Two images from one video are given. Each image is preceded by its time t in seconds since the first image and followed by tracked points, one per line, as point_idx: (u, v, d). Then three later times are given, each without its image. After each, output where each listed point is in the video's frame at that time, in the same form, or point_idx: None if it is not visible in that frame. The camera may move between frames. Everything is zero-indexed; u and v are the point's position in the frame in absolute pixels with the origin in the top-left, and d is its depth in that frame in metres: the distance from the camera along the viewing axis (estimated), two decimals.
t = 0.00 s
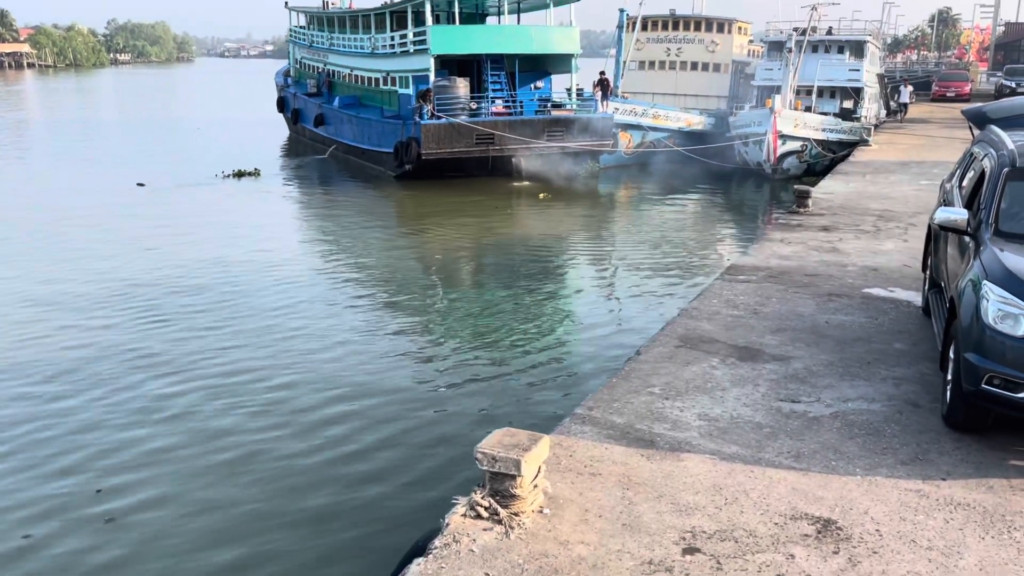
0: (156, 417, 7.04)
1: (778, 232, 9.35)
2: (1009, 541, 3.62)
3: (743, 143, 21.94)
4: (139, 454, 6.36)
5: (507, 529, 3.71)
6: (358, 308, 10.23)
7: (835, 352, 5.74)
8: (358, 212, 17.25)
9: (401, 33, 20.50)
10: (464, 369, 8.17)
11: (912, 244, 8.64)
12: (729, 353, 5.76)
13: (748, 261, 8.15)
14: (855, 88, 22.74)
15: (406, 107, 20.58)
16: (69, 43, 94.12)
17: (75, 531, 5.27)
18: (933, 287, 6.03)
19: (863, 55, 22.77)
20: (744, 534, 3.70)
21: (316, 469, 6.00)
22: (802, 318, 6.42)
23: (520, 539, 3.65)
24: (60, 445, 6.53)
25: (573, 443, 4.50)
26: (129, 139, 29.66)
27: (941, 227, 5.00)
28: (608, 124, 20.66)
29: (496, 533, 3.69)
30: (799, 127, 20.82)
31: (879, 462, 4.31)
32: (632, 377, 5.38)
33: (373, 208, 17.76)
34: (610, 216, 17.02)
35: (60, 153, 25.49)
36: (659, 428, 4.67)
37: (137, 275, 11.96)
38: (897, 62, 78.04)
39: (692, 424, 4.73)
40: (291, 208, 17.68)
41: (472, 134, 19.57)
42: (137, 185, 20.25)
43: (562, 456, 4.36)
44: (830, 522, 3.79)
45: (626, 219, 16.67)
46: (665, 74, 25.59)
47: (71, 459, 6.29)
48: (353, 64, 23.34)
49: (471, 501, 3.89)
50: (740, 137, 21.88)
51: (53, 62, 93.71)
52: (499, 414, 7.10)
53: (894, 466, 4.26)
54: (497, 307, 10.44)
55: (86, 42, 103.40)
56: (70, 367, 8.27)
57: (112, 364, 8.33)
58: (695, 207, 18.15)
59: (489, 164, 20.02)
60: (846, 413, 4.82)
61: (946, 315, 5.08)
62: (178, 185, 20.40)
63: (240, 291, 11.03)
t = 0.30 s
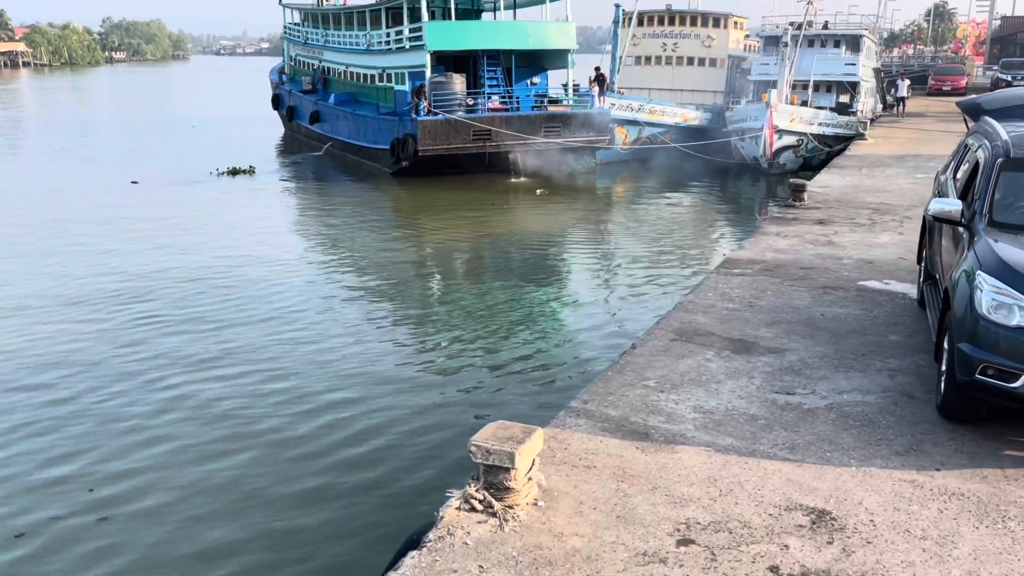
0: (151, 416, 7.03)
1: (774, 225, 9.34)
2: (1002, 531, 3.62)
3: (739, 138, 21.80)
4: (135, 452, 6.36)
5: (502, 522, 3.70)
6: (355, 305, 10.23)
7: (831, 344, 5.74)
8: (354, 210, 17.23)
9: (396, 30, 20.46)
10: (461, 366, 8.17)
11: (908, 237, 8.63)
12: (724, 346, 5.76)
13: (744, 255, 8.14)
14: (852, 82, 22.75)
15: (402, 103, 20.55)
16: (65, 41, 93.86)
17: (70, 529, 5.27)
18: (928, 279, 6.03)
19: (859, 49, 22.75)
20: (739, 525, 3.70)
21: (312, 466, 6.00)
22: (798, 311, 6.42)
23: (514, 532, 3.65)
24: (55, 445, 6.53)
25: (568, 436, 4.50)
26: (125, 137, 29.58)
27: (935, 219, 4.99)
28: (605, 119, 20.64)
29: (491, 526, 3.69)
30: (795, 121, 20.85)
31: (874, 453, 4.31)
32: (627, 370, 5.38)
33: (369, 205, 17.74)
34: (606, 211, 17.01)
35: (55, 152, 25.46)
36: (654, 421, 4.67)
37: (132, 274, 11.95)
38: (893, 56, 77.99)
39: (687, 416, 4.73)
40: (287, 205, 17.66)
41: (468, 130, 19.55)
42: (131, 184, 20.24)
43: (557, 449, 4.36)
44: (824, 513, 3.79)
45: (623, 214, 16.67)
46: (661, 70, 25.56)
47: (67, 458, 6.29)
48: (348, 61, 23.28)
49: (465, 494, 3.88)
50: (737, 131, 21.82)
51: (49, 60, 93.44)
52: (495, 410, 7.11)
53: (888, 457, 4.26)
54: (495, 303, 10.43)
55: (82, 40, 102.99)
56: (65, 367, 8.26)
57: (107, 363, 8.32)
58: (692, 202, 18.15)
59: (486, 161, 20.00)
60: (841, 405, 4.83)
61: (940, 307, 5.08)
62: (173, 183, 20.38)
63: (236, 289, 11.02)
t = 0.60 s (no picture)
0: (149, 416, 7.03)
1: (772, 221, 9.34)
2: (1001, 524, 3.63)
3: (737, 135, 21.91)
4: (134, 453, 6.35)
5: (501, 517, 3.70)
6: (353, 304, 10.23)
7: (829, 339, 5.74)
8: (352, 208, 17.20)
9: (394, 28, 20.44)
10: (461, 364, 8.16)
11: (906, 231, 8.64)
12: (722, 341, 5.76)
13: (742, 250, 8.15)
14: (849, 78, 22.77)
15: (399, 101, 20.54)
16: (62, 40, 93.74)
17: (70, 530, 5.26)
18: (926, 274, 6.02)
19: (856, 45, 22.78)
20: (738, 520, 3.70)
21: (312, 465, 6.00)
22: (796, 306, 6.42)
23: (513, 527, 3.65)
24: (52, 446, 6.52)
25: (567, 432, 4.50)
26: (121, 137, 29.53)
27: (933, 213, 4.99)
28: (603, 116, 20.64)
29: (490, 521, 3.69)
30: (793, 117, 20.87)
31: (873, 447, 4.31)
32: (626, 366, 5.38)
33: (367, 203, 17.71)
34: (605, 208, 17.01)
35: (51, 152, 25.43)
36: (653, 416, 4.67)
37: (128, 273, 11.93)
38: (890, 52, 78.13)
39: (686, 412, 4.73)
40: (284, 204, 17.63)
41: (467, 127, 19.49)
42: (127, 183, 20.20)
43: (556, 445, 4.35)
44: (823, 506, 3.79)
45: (621, 211, 16.67)
46: (658, 66, 25.55)
47: (66, 459, 6.28)
48: (345, 59, 23.26)
49: (464, 489, 3.88)
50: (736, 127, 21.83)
51: (47, 60, 93.39)
52: (495, 408, 7.11)
53: (888, 450, 4.27)
54: (494, 301, 10.43)
55: (79, 39, 102.96)
56: (63, 367, 8.25)
57: (105, 363, 8.32)
58: (691, 199, 18.15)
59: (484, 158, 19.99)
60: (840, 400, 4.83)
61: (939, 301, 5.08)
62: (169, 183, 20.35)
63: (233, 288, 11.01)
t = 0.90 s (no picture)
0: (150, 417, 7.04)
1: (773, 219, 9.35)
2: (1003, 520, 3.64)
3: (737, 132, 21.96)
4: (136, 453, 6.37)
5: (504, 516, 3.71)
6: (354, 304, 10.23)
7: (831, 336, 5.75)
8: (351, 207, 17.19)
9: (393, 26, 20.43)
10: (461, 363, 8.17)
11: (906, 229, 8.65)
12: (724, 339, 5.77)
13: (743, 248, 8.15)
14: (849, 75, 22.77)
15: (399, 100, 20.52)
16: (60, 40, 93.57)
17: (73, 531, 5.28)
18: (927, 271, 6.02)
19: (855, 42, 22.79)
20: (740, 517, 3.71)
21: (315, 466, 6.02)
22: (797, 304, 6.43)
23: (516, 526, 3.66)
24: (54, 447, 6.54)
25: (569, 431, 4.50)
26: (119, 137, 29.48)
27: (934, 210, 4.99)
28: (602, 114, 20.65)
29: (493, 520, 3.70)
30: (792, 115, 20.89)
31: (875, 444, 4.32)
32: (627, 364, 5.39)
33: (365, 203, 17.70)
34: (605, 206, 17.02)
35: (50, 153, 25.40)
36: (655, 414, 4.68)
37: (128, 274, 11.91)
38: (889, 49, 78.10)
39: (688, 410, 4.74)
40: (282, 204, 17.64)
41: (467, 126, 19.50)
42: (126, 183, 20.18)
43: (558, 443, 4.36)
44: (825, 504, 3.80)
45: (620, 209, 16.69)
46: (658, 65, 25.55)
47: (67, 460, 6.31)
48: (345, 58, 23.24)
49: (467, 488, 3.88)
50: (734, 125, 21.99)
51: (45, 60, 93.27)
52: (497, 407, 7.12)
53: (889, 447, 4.28)
54: (495, 300, 10.43)
55: (77, 39, 102.80)
56: (64, 368, 8.26)
57: (105, 363, 8.32)
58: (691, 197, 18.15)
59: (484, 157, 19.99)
60: (841, 397, 4.83)
61: (940, 298, 5.08)
62: (167, 183, 20.32)
63: (233, 289, 11.00)
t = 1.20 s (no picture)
0: (153, 417, 7.05)
1: (775, 218, 9.35)
2: (1007, 518, 3.64)
3: (738, 131, 22.00)
4: (140, 455, 6.37)
5: (509, 514, 3.72)
6: (356, 303, 10.24)
7: (834, 335, 5.76)
8: (352, 207, 17.19)
9: (394, 26, 20.44)
10: (464, 362, 8.18)
11: (908, 227, 8.65)
12: (727, 338, 5.77)
13: (745, 247, 8.16)
14: (849, 74, 22.76)
15: (400, 99, 20.51)
16: (60, 40, 93.53)
17: (79, 534, 5.29)
18: (930, 270, 6.03)
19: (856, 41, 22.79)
20: (745, 516, 3.71)
21: (319, 466, 6.03)
22: (800, 302, 6.43)
23: (522, 525, 3.66)
24: (57, 448, 6.55)
25: (573, 430, 4.51)
26: (119, 137, 29.46)
27: (937, 209, 5.00)
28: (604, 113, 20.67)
29: (498, 518, 3.70)
30: (792, 114, 20.88)
31: (879, 443, 4.32)
32: (631, 363, 5.40)
33: (366, 202, 17.72)
34: (605, 205, 17.02)
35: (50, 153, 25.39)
36: (659, 413, 4.68)
37: (129, 274, 11.90)
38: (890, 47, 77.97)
39: (692, 408, 4.74)
40: (283, 204, 17.64)
41: (469, 126, 19.51)
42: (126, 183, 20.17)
43: (562, 442, 4.37)
44: (830, 502, 3.81)
45: (621, 208, 16.70)
46: (658, 64, 25.53)
47: (71, 463, 6.31)
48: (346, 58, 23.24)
49: (472, 487, 3.89)
50: (735, 124, 22.02)
51: (46, 60, 93.25)
52: (500, 407, 7.13)
53: (893, 446, 4.28)
54: (497, 299, 10.43)
55: (77, 39, 102.79)
56: (67, 369, 8.26)
57: (108, 364, 8.34)
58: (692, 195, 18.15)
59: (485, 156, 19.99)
60: (845, 396, 4.84)
61: (943, 297, 5.08)
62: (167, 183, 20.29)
63: (234, 289, 11.00)
